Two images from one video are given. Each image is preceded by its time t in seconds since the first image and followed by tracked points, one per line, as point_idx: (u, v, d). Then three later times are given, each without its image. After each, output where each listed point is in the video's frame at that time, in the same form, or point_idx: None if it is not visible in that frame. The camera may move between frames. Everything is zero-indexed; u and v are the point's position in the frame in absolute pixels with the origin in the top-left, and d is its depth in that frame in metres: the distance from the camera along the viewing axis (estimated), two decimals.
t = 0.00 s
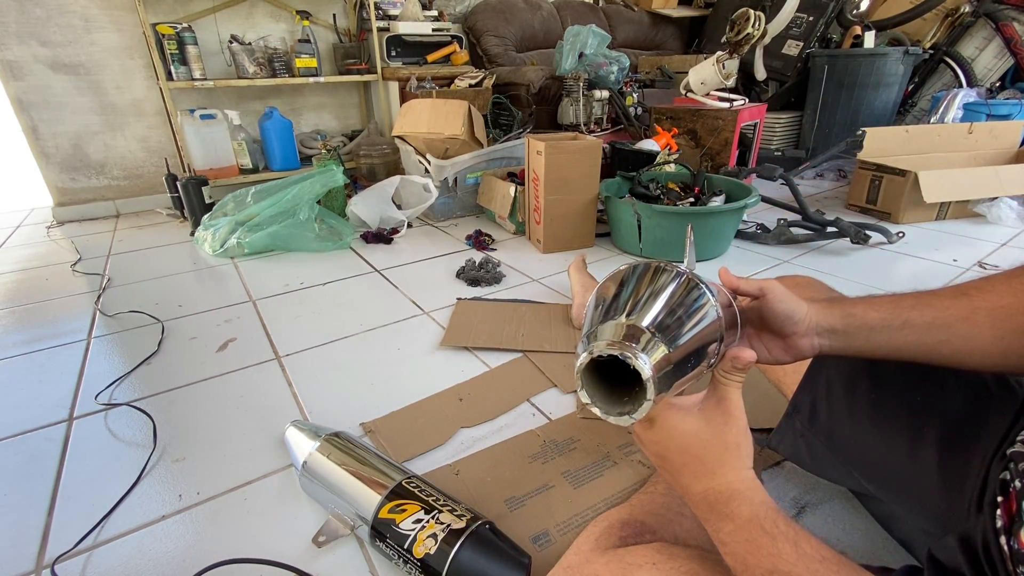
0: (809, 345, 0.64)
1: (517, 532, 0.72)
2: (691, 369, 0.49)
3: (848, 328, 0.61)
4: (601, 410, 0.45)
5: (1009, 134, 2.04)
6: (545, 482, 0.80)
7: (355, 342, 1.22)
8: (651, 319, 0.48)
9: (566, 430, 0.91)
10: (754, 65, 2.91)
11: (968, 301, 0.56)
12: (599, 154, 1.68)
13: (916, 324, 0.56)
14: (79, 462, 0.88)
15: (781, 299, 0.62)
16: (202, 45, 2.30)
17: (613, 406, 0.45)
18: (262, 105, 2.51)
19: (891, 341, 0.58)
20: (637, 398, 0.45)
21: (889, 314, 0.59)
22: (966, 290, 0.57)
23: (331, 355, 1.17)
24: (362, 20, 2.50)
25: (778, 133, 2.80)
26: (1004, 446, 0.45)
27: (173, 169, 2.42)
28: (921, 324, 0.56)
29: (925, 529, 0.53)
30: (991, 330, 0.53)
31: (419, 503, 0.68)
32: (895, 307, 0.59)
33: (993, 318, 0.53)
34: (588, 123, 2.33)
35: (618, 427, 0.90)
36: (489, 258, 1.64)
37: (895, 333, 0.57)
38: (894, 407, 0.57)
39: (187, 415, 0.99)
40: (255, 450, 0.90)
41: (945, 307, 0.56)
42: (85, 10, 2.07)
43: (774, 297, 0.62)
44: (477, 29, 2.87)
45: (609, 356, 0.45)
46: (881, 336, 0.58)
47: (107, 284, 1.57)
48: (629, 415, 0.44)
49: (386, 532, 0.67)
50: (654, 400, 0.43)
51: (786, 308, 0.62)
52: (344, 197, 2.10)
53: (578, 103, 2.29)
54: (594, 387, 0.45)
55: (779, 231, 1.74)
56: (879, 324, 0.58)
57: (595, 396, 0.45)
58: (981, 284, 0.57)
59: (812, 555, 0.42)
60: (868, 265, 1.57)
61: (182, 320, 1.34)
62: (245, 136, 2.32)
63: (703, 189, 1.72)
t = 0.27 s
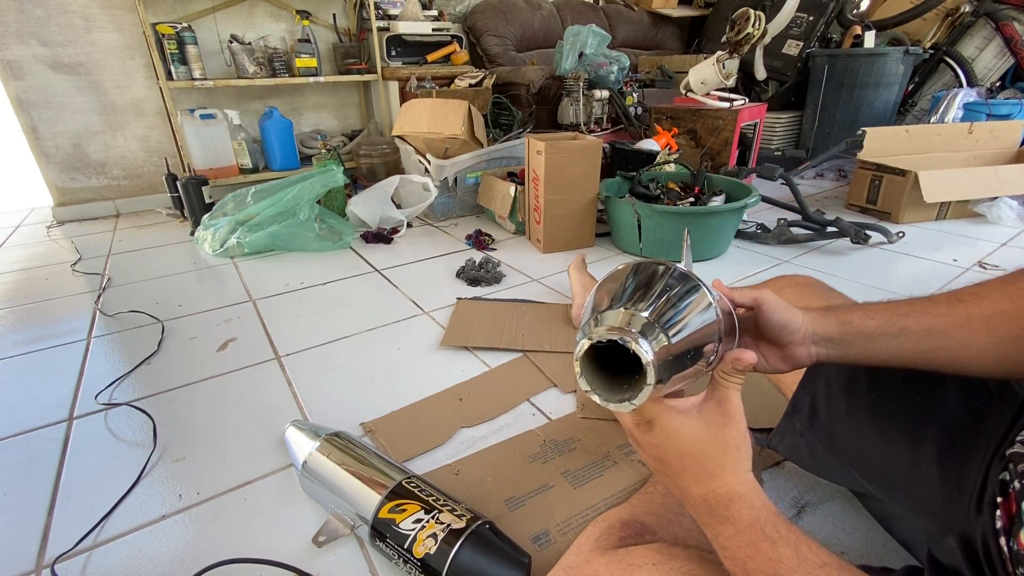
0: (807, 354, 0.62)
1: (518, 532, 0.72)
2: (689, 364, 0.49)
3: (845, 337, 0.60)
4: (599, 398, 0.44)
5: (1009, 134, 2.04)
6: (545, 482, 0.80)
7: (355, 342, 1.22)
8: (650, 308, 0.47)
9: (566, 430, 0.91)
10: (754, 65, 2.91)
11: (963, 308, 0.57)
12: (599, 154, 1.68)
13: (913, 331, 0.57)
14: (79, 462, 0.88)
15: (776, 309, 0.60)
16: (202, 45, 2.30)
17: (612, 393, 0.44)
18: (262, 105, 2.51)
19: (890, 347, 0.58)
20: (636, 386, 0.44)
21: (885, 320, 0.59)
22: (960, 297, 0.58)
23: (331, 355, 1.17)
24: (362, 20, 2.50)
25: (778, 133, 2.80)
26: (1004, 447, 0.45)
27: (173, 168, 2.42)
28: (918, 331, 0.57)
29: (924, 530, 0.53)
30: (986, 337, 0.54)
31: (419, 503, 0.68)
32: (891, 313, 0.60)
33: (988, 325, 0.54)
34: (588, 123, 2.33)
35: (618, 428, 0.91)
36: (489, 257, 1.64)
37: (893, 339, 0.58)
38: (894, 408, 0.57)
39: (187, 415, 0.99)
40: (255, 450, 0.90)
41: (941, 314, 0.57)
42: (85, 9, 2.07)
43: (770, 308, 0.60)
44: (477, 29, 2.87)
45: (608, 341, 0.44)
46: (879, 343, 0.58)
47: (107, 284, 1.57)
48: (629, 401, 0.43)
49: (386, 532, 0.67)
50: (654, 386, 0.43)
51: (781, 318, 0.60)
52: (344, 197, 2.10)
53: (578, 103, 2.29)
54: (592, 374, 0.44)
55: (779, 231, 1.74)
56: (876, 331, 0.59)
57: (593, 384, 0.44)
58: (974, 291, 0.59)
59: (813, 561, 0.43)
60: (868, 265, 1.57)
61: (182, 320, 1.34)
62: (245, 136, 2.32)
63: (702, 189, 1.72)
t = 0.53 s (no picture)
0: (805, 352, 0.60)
1: (518, 532, 0.72)
2: (683, 368, 0.48)
3: (844, 335, 0.58)
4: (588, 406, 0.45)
5: (1009, 134, 2.04)
6: (545, 482, 0.80)
7: (355, 342, 1.22)
8: (639, 313, 0.47)
9: (566, 430, 0.91)
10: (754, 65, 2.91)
11: (963, 305, 0.55)
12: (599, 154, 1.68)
13: (912, 329, 0.55)
14: (79, 462, 0.88)
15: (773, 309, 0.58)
16: (201, 44, 2.30)
17: (602, 401, 0.44)
18: (262, 105, 2.51)
19: (888, 346, 0.56)
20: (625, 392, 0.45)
21: (884, 318, 0.57)
22: (960, 294, 0.57)
23: (331, 355, 1.17)
24: (362, 20, 2.50)
25: (778, 133, 2.80)
26: (1004, 447, 0.45)
27: (173, 168, 2.42)
28: (917, 329, 0.55)
29: (925, 529, 0.54)
30: (986, 335, 0.52)
31: (419, 503, 0.68)
32: (890, 310, 0.58)
33: (987, 323, 0.53)
34: (588, 123, 2.33)
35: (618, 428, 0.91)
36: (489, 257, 1.64)
37: (892, 338, 0.56)
38: (894, 408, 0.57)
39: (187, 415, 0.99)
40: (255, 450, 0.90)
41: (941, 311, 0.55)
42: (85, 9, 2.07)
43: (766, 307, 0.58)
44: (477, 29, 2.87)
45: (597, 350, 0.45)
46: (877, 342, 0.56)
47: (106, 284, 1.57)
48: (617, 409, 0.44)
49: (386, 532, 0.67)
50: (643, 393, 0.43)
51: (780, 317, 0.58)
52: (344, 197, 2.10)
53: (578, 103, 2.29)
54: (581, 382, 0.45)
55: (779, 231, 1.74)
56: (875, 329, 0.56)
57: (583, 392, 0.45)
58: (975, 287, 0.57)
59: (811, 564, 0.43)
60: (868, 265, 1.57)
61: (182, 320, 1.34)
62: (245, 136, 2.32)
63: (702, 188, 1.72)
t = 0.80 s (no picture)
0: (805, 351, 0.62)
1: (518, 532, 0.72)
2: (693, 370, 0.48)
3: (843, 335, 0.59)
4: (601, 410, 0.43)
5: (1009, 135, 2.04)
6: (545, 482, 0.80)
7: (355, 342, 1.22)
8: (651, 316, 0.46)
9: (567, 430, 0.91)
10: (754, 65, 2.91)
11: (965, 305, 0.56)
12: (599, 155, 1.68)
13: (911, 329, 0.56)
14: (79, 462, 0.88)
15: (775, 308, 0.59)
16: (202, 45, 2.30)
17: (615, 405, 0.43)
18: (262, 105, 2.51)
19: (886, 345, 0.57)
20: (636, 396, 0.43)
21: (885, 318, 0.58)
22: (959, 295, 0.58)
23: (331, 355, 1.17)
24: (362, 21, 2.50)
25: (778, 133, 2.81)
26: (1003, 448, 0.45)
27: (173, 169, 2.42)
28: (916, 329, 0.56)
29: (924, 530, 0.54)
30: (986, 334, 0.53)
31: (419, 503, 0.68)
32: (891, 311, 0.59)
33: (988, 326, 0.53)
34: (588, 123, 2.33)
35: (618, 428, 0.91)
36: (489, 258, 1.64)
37: (891, 337, 0.57)
38: (894, 409, 0.57)
39: (187, 415, 0.99)
40: (256, 450, 0.90)
41: (942, 311, 0.56)
42: (85, 10, 2.07)
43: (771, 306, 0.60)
44: (477, 29, 2.87)
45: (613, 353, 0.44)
46: (876, 341, 0.58)
47: (107, 284, 1.57)
48: (631, 415, 0.42)
49: (385, 532, 0.67)
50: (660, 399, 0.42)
51: (781, 316, 0.60)
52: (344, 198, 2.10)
53: (578, 103, 2.29)
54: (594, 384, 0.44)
55: (779, 231, 1.74)
56: (875, 329, 0.58)
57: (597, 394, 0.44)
58: (974, 287, 0.58)
59: (812, 566, 0.43)
60: (868, 265, 1.57)
61: (182, 320, 1.34)
62: (245, 136, 2.32)
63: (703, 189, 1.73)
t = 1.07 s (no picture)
0: (813, 356, 0.60)
1: (517, 532, 0.72)
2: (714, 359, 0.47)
3: (848, 336, 0.58)
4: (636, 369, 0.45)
5: (1009, 135, 2.04)
6: (545, 482, 0.80)
7: (355, 342, 1.22)
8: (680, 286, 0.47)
9: (566, 431, 0.91)
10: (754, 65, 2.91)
11: (968, 302, 0.54)
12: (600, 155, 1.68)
13: (915, 330, 0.55)
14: (79, 462, 0.88)
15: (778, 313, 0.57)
16: (201, 44, 2.30)
17: (651, 364, 0.45)
18: (262, 105, 2.51)
19: (891, 346, 0.56)
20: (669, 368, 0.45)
21: (888, 319, 0.57)
22: (962, 291, 0.56)
23: (330, 355, 1.17)
24: (362, 20, 2.50)
25: (778, 133, 2.80)
26: (1001, 447, 0.46)
27: (173, 169, 2.42)
28: (921, 329, 0.55)
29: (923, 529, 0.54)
30: (992, 331, 0.51)
31: (419, 503, 0.68)
32: (894, 311, 0.58)
33: (993, 322, 0.52)
34: (588, 123, 2.33)
35: (618, 427, 0.91)
36: (489, 258, 1.64)
37: (895, 339, 0.56)
38: (892, 408, 0.57)
39: (187, 415, 0.99)
40: (256, 450, 0.90)
41: (943, 311, 0.55)
42: (85, 9, 2.07)
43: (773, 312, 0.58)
44: (477, 29, 2.87)
45: (659, 312, 0.46)
46: (880, 343, 0.56)
47: (106, 284, 1.57)
48: (667, 374, 0.44)
49: (386, 532, 0.67)
50: (700, 361, 0.44)
51: (785, 321, 0.58)
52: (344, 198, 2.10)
53: (578, 103, 2.29)
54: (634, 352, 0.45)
55: (780, 231, 1.74)
56: (879, 330, 0.57)
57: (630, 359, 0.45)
58: (978, 283, 0.56)
59: (814, 567, 0.43)
60: (868, 265, 1.57)
61: (182, 320, 1.34)
62: (245, 136, 2.32)
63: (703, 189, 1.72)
